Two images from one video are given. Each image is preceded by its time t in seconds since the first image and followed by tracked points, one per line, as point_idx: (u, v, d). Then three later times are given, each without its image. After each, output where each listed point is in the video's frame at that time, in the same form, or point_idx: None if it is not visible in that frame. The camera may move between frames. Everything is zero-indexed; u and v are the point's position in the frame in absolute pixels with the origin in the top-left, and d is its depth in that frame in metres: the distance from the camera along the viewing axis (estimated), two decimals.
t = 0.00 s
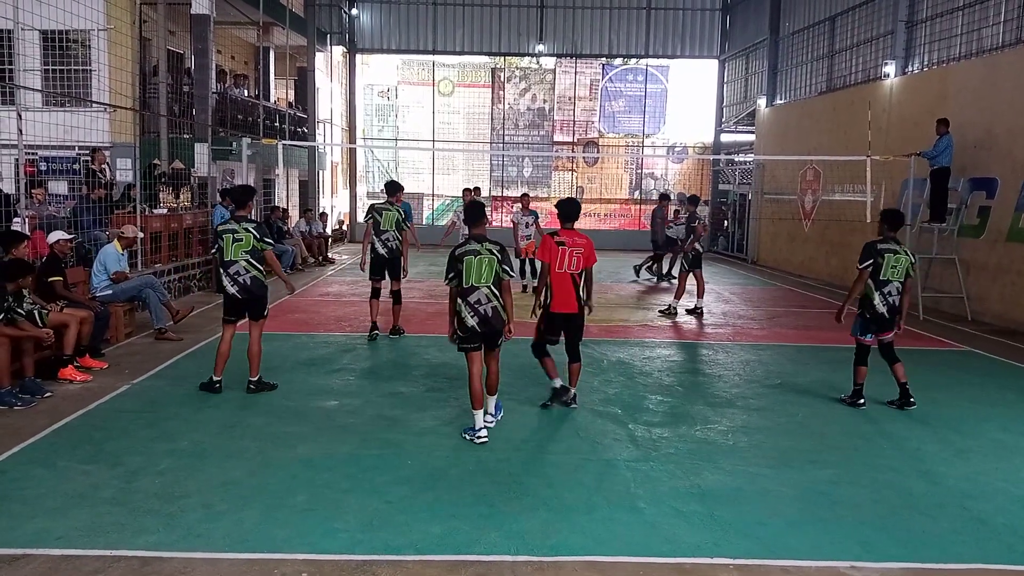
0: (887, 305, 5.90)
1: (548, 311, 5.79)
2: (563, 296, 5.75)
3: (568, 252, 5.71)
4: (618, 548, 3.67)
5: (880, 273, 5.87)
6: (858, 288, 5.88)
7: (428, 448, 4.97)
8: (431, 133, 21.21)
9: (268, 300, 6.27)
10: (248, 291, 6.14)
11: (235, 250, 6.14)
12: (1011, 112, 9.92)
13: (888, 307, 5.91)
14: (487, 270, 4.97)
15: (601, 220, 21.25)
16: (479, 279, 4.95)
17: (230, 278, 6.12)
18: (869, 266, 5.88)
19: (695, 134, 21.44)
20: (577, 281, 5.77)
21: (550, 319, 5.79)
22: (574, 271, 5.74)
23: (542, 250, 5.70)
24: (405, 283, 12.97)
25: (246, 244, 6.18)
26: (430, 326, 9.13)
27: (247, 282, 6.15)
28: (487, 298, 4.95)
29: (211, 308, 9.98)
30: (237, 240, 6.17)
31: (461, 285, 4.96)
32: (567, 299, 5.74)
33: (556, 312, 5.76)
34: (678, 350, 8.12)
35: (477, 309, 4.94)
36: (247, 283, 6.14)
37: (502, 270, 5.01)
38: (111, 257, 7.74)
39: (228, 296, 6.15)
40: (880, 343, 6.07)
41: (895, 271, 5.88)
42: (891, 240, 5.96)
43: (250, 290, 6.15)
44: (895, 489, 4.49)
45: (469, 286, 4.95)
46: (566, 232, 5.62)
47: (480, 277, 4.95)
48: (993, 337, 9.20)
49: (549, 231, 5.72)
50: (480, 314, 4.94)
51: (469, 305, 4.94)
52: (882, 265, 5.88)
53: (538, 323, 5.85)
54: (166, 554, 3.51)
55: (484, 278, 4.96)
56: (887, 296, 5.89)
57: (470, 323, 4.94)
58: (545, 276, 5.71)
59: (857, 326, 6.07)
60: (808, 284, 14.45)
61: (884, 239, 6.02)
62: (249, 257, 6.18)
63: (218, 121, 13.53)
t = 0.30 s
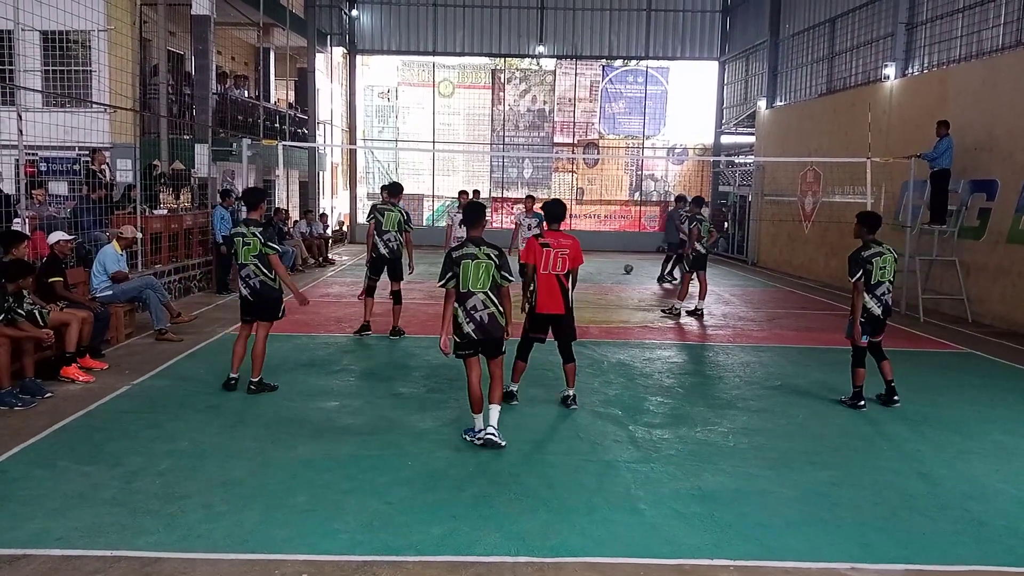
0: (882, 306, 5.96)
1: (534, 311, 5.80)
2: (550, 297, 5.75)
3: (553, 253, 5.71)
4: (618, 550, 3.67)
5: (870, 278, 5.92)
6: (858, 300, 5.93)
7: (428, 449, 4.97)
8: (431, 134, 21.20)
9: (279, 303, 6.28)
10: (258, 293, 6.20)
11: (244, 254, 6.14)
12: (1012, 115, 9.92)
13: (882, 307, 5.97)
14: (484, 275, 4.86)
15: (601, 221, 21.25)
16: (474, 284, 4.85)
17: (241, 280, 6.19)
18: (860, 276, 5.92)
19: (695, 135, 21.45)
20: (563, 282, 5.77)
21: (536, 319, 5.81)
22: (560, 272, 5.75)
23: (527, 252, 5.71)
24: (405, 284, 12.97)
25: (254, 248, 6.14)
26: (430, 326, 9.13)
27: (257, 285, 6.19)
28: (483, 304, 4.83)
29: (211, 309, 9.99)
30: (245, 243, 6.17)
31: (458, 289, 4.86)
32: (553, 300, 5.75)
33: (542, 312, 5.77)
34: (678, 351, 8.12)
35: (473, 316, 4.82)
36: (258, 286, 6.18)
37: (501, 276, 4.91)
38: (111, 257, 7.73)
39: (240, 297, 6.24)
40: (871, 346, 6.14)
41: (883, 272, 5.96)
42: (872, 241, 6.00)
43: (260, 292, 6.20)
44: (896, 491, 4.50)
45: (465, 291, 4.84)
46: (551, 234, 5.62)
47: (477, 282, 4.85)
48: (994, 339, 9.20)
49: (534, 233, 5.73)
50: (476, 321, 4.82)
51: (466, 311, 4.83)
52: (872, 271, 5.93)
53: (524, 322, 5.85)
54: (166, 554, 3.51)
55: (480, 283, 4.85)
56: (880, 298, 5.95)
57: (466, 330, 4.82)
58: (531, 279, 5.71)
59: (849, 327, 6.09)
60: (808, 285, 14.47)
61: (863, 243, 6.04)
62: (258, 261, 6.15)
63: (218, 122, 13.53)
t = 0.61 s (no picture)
0: (881, 303, 5.96)
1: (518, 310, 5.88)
2: (531, 293, 5.86)
3: (530, 249, 5.87)
4: (619, 550, 3.67)
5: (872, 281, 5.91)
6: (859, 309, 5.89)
7: (428, 449, 4.98)
8: (432, 135, 21.20)
9: (275, 303, 6.24)
10: (255, 290, 6.22)
11: (250, 250, 6.18)
12: (1013, 116, 9.91)
13: (883, 303, 5.98)
14: (480, 286, 4.51)
15: (602, 222, 21.25)
16: (468, 294, 4.51)
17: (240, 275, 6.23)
18: (860, 286, 5.89)
19: (696, 136, 21.45)
20: (540, 277, 5.92)
21: (519, 317, 5.87)
22: (537, 268, 5.90)
23: (505, 250, 5.83)
24: (406, 285, 12.99)
25: (261, 246, 6.20)
26: (431, 327, 9.14)
27: (255, 282, 6.22)
28: (476, 315, 4.49)
29: (212, 309, 10.00)
30: (254, 241, 6.22)
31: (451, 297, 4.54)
32: (530, 295, 5.86)
33: (525, 309, 5.86)
34: (677, 352, 8.13)
35: (465, 327, 4.50)
36: (256, 284, 6.21)
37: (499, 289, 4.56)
38: (113, 257, 7.74)
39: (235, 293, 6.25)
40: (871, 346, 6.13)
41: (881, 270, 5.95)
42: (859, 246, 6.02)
43: (257, 290, 6.21)
44: (896, 492, 4.50)
45: (458, 300, 4.51)
46: (526, 231, 5.78)
47: (471, 292, 4.50)
48: (994, 340, 9.21)
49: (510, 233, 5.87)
50: (467, 332, 4.50)
51: (458, 321, 4.53)
52: (872, 276, 5.90)
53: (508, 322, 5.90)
54: (166, 554, 3.51)
55: (475, 294, 4.50)
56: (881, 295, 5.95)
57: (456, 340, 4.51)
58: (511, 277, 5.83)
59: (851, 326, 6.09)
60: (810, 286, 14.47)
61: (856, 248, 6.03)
62: (262, 259, 6.20)
63: (219, 122, 13.53)
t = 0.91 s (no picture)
0: (881, 303, 5.99)
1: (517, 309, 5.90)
2: (531, 293, 5.86)
3: (531, 249, 5.87)
4: (621, 550, 3.67)
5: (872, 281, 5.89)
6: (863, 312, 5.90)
7: (430, 449, 4.97)
8: (434, 134, 21.18)
9: (280, 303, 6.29)
10: (260, 291, 6.24)
11: (255, 250, 6.22)
12: (1016, 117, 9.89)
13: (882, 304, 6.00)
14: (476, 282, 4.46)
15: (604, 222, 21.22)
16: (465, 290, 4.45)
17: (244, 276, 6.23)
18: (863, 288, 5.83)
19: (698, 136, 21.43)
20: (541, 277, 5.90)
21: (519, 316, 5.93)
22: (537, 267, 5.88)
23: (505, 249, 5.82)
24: (408, 285, 12.99)
25: (266, 246, 6.26)
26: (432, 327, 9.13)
27: (260, 282, 6.23)
28: (471, 313, 4.43)
29: (213, 309, 10.00)
30: (258, 241, 6.27)
31: (448, 293, 4.48)
32: (530, 294, 5.85)
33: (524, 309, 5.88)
34: (679, 351, 8.12)
35: (459, 324, 4.43)
36: (260, 283, 6.22)
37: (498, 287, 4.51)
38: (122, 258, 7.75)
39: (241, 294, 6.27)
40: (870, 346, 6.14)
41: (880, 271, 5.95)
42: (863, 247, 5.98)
43: (262, 290, 6.24)
44: (899, 492, 4.49)
45: (454, 296, 4.46)
46: (526, 230, 5.80)
47: (468, 288, 4.45)
48: (997, 340, 9.19)
49: (510, 232, 5.86)
50: (460, 330, 4.43)
51: (452, 318, 4.45)
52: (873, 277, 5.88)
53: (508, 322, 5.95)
54: (169, 554, 3.51)
55: (471, 290, 4.45)
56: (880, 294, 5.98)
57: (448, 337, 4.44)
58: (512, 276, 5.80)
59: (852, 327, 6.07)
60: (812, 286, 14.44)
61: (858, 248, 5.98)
62: (267, 259, 6.24)
63: (221, 122, 13.52)
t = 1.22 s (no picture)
0: (880, 304, 5.99)
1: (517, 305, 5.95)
2: (534, 293, 5.89)
3: (537, 248, 5.87)
4: (620, 550, 3.67)
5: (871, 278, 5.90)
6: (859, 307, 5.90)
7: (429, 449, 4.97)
8: (433, 134, 21.16)
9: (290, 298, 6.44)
10: (269, 290, 6.38)
11: (258, 249, 6.37)
12: (1016, 118, 9.89)
13: (880, 306, 5.99)
14: (476, 283, 4.38)
15: (603, 222, 21.22)
16: (463, 292, 4.36)
17: (253, 276, 6.36)
18: (862, 284, 5.85)
19: (697, 136, 21.44)
20: (544, 276, 5.90)
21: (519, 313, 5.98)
22: (542, 267, 5.88)
23: (511, 247, 5.85)
24: (408, 285, 12.99)
25: (269, 243, 6.42)
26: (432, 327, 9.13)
27: (269, 279, 6.37)
28: (470, 315, 4.34)
29: (213, 309, 10.00)
30: (260, 240, 6.42)
31: (445, 295, 4.38)
32: (533, 293, 5.88)
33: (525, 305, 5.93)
34: (677, 351, 8.12)
35: (457, 327, 4.34)
36: (270, 281, 6.36)
37: (496, 289, 4.44)
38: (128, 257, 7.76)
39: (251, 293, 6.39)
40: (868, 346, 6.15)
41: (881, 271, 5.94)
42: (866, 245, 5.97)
43: (271, 288, 6.38)
44: (898, 492, 4.48)
45: (452, 298, 4.36)
46: (533, 229, 5.79)
47: (466, 290, 4.36)
48: (997, 340, 9.19)
49: (518, 230, 5.87)
50: (459, 333, 4.34)
51: (450, 320, 4.35)
52: (872, 275, 5.89)
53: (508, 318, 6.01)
54: (168, 554, 3.51)
55: (469, 292, 4.37)
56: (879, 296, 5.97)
57: (447, 340, 4.34)
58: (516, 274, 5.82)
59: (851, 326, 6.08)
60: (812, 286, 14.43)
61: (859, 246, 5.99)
62: (271, 256, 6.39)
63: (221, 121, 13.50)
